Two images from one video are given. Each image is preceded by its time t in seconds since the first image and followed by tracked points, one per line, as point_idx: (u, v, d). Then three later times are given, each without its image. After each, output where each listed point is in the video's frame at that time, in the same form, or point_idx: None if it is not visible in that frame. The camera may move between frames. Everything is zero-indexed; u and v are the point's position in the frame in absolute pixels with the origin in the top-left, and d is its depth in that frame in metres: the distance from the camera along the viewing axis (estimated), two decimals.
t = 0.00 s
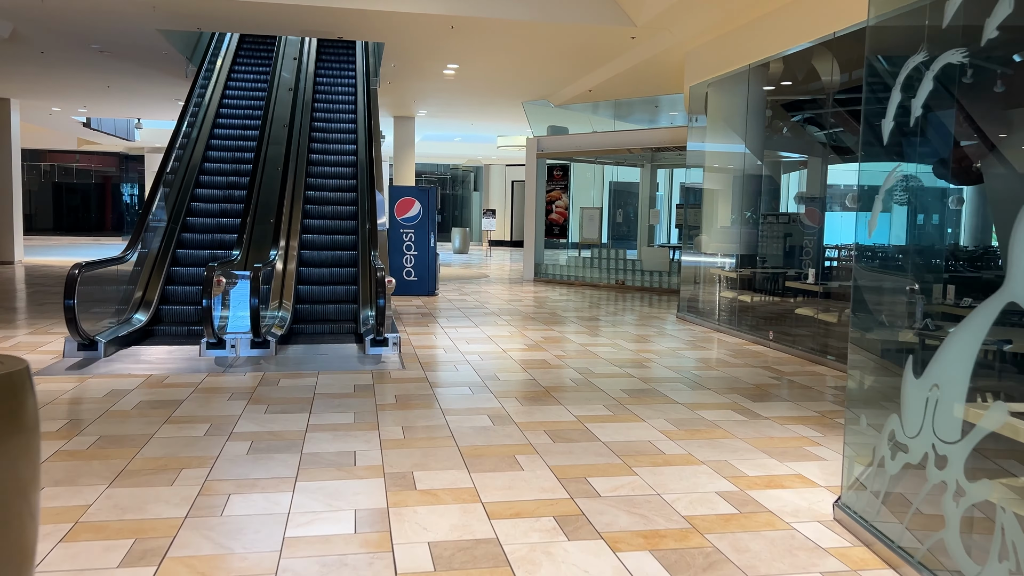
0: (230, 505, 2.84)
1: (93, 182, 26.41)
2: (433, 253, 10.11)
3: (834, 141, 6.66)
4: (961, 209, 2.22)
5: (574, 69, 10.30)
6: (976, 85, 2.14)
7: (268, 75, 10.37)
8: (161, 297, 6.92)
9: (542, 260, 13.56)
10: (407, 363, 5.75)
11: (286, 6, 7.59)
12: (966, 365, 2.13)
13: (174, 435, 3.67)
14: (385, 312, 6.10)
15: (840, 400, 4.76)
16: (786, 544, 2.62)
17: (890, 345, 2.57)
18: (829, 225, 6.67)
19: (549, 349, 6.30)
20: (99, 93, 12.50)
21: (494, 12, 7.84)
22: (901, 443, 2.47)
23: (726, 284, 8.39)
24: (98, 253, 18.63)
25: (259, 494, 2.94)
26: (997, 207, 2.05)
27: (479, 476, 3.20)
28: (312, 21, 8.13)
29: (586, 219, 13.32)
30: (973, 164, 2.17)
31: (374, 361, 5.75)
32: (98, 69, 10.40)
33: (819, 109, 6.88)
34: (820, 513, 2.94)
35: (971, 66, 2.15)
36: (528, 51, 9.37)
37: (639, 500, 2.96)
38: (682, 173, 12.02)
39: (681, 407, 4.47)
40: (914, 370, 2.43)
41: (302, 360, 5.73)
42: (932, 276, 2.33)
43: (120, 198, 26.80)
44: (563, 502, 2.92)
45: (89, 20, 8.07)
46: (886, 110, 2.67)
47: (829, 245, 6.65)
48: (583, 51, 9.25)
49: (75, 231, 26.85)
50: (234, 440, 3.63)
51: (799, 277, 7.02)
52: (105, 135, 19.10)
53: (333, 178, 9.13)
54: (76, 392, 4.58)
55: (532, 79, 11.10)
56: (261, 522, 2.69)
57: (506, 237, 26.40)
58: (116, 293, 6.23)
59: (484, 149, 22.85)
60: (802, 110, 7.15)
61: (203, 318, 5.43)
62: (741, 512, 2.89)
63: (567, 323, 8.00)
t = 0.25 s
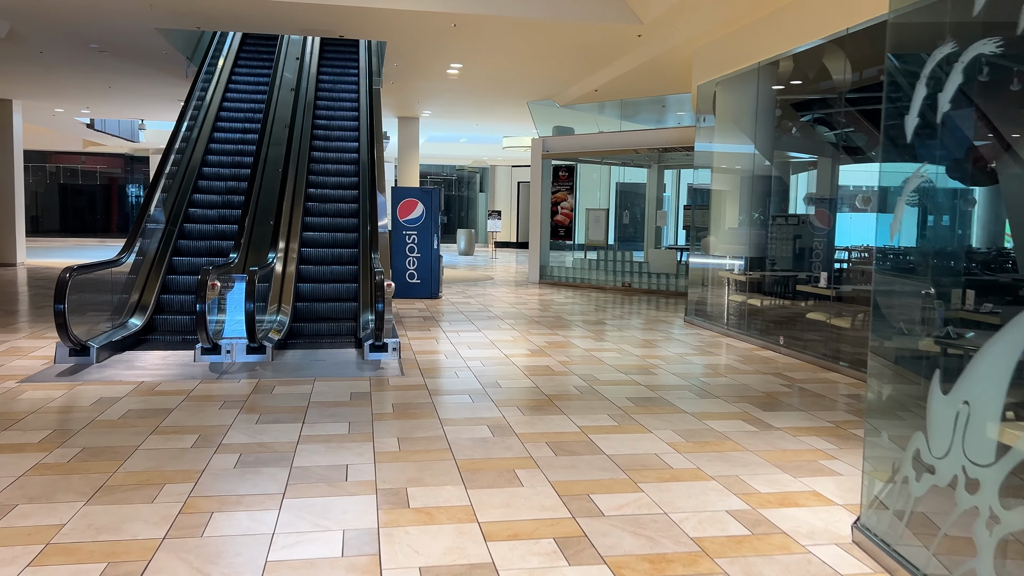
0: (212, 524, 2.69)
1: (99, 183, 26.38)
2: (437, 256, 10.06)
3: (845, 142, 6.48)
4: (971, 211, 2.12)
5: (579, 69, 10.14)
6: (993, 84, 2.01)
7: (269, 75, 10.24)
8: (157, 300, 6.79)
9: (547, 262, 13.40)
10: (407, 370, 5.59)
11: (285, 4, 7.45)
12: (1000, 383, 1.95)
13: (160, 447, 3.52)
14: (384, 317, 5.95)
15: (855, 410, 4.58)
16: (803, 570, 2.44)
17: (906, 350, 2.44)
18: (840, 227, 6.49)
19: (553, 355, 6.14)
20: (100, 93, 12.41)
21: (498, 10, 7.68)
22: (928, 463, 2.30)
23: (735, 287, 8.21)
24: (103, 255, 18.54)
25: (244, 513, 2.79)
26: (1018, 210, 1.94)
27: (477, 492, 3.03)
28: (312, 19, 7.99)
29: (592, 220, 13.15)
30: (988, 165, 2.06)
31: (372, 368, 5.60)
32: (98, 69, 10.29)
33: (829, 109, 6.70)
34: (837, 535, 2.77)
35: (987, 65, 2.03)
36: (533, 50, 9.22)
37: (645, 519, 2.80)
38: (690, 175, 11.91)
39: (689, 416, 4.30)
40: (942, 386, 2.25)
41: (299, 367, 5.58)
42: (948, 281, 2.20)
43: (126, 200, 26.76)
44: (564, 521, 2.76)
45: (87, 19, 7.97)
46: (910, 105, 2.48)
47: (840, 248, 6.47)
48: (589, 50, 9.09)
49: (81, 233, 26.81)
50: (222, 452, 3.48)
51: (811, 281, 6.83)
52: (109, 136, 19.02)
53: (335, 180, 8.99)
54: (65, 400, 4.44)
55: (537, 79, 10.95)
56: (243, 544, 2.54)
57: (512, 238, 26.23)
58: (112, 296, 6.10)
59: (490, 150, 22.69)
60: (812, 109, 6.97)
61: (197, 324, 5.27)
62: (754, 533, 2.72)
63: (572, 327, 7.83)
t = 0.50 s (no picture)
0: (191, 542, 2.53)
1: (105, 184, 26.33)
2: (441, 257, 9.94)
3: (857, 142, 6.31)
4: (985, 210, 2.03)
5: (586, 67, 9.98)
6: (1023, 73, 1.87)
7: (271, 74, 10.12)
8: (154, 303, 6.65)
9: (553, 263, 13.22)
10: (406, 374, 5.42)
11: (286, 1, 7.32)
12: None
13: (145, 456, 3.37)
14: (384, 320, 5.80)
15: (871, 418, 4.40)
16: None
17: (921, 355, 2.32)
18: (852, 227, 6.32)
19: (558, 359, 5.97)
20: (103, 93, 12.32)
21: (502, 6, 7.52)
22: (959, 482, 2.12)
23: (745, 289, 7.99)
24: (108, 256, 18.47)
25: (226, 530, 2.64)
26: None
27: (474, 507, 2.87)
28: (314, 16, 7.85)
29: (599, 221, 12.98)
30: (1004, 164, 1.97)
31: (370, 372, 5.43)
32: (99, 68, 10.18)
33: (840, 107, 6.53)
34: (857, 557, 2.59)
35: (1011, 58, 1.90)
36: (538, 47, 9.07)
37: (651, 537, 2.63)
38: (698, 175, 11.82)
39: (698, 425, 4.12)
40: (975, 398, 2.06)
41: (295, 371, 5.43)
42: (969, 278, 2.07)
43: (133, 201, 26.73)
44: (566, 540, 2.59)
45: (86, 17, 7.86)
46: (939, 95, 2.26)
47: (852, 249, 6.30)
48: (596, 47, 8.92)
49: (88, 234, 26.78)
50: (209, 462, 3.33)
51: (823, 284, 6.63)
52: (115, 137, 18.96)
53: (337, 180, 8.85)
54: (52, 406, 4.30)
55: (543, 78, 10.79)
56: (222, 564, 2.38)
57: (518, 240, 26.09)
58: (108, 298, 5.98)
59: (496, 150, 22.56)
60: (824, 107, 6.78)
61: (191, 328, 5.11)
62: (768, 554, 2.55)
63: (578, 330, 7.66)
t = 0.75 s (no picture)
0: (166, 566, 2.37)
1: (111, 185, 26.29)
2: (444, 259, 9.73)
3: (868, 141, 6.13)
4: (998, 210, 1.92)
5: (591, 65, 9.81)
6: None
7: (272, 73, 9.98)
8: (150, 306, 6.52)
9: (559, 265, 13.16)
10: (405, 381, 5.25)
11: None
12: None
13: (126, 470, 3.22)
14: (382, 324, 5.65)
15: (887, 428, 4.21)
16: None
17: (932, 359, 2.15)
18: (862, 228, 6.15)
19: (561, 365, 5.79)
20: (105, 93, 12.22)
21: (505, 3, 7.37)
22: (996, 508, 1.94)
23: (755, 293, 7.75)
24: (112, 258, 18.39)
25: (204, 551, 2.47)
26: None
27: (469, 527, 2.71)
28: (314, 13, 7.71)
29: (605, 221, 12.77)
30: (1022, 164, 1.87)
31: (368, 378, 5.27)
32: (99, 67, 10.07)
33: (850, 106, 6.35)
34: None
35: None
36: (543, 45, 8.90)
37: (657, 562, 2.45)
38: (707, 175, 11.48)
39: (707, 435, 3.94)
40: (1012, 418, 1.87)
41: (291, 377, 5.27)
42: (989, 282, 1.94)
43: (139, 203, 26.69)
44: (566, 565, 2.42)
45: (83, 14, 7.74)
46: (969, 87, 2.03)
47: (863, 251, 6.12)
48: (601, 44, 8.76)
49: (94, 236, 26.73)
50: (194, 476, 3.17)
51: (835, 287, 6.42)
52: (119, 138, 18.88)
53: (337, 182, 8.70)
54: (37, 414, 4.15)
55: (548, 76, 10.62)
56: None
57: (524, 241, 25.96)
58: (101, 301, 5.85)
59: (502, 152, 22.42)
60: (835, 106, 6.60)
61: (183, 332, 4.96)
62: None
63: (583, 334, 7.48)
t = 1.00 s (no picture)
0: None
1: (115, 186, 26.20)
2: (445, 259, 9.57)
3: (875, 141, 5.98)
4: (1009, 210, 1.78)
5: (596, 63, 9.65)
6: None
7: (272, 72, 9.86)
8: (144, 308, 6.38)
9: (563, 266, 12.98)
10: (402, 387, 5.07)
11: None
12: None
13: (104, 482, 3.07)
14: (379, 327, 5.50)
15: (901, 437, 4.03)
16: None
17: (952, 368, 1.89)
18: (869, 229, 6.00)
19: (564, 370, 5.63)
20: (104, 92, 12.11)
21: None
22: None
23: (762, 295, 7.56)
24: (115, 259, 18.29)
25: (178, 572, 2.32)
26: None
27: (461, 546, 2.55)
28: (312, 9, 7.56)
29: (610, 222, 12.55)
30: None
31: (363, 384, 5.11)
32: (97, 66, 9.96)
33: (859, 105, 6.18)
34: None
35: None
36: (545, 42, 8.75)
37: None
38: (713, 175, 11.45)
39: (713, 445, 3.77)
40: None
41: (284, 383, 5.11)
42: (1006, 282, 1.78)
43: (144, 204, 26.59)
44: None
45: (78, 13, 7.63)
46: (1002, 75, 1.80)
47: (870, 252, 5.97)
48: (605, 41, 8.59)
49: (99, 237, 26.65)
50: (175, 489, 3.02)
51: (845, 289, 6.23)
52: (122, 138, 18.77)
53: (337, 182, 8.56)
54: (19, 421, 4.01)
55: (552, 74, 10.47)
56: None
57: (529, 241, 25.79)
58: (93, 304, 5.73)
59: (507, 152, 22.26)
60: (844, 104, 6.42)
61: (174, 335, 4.81)
62: None
63: (587, 336, 7.32)
